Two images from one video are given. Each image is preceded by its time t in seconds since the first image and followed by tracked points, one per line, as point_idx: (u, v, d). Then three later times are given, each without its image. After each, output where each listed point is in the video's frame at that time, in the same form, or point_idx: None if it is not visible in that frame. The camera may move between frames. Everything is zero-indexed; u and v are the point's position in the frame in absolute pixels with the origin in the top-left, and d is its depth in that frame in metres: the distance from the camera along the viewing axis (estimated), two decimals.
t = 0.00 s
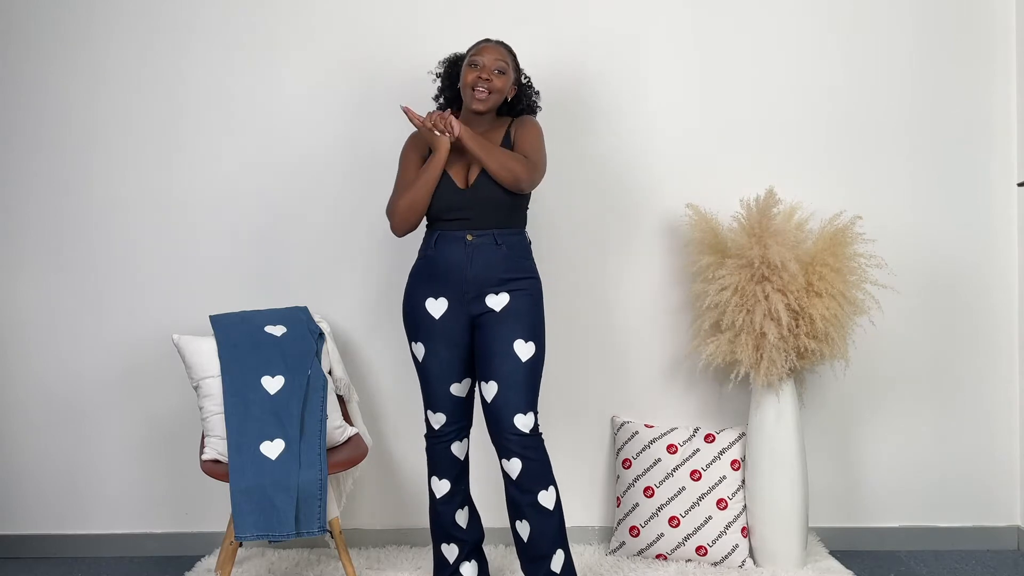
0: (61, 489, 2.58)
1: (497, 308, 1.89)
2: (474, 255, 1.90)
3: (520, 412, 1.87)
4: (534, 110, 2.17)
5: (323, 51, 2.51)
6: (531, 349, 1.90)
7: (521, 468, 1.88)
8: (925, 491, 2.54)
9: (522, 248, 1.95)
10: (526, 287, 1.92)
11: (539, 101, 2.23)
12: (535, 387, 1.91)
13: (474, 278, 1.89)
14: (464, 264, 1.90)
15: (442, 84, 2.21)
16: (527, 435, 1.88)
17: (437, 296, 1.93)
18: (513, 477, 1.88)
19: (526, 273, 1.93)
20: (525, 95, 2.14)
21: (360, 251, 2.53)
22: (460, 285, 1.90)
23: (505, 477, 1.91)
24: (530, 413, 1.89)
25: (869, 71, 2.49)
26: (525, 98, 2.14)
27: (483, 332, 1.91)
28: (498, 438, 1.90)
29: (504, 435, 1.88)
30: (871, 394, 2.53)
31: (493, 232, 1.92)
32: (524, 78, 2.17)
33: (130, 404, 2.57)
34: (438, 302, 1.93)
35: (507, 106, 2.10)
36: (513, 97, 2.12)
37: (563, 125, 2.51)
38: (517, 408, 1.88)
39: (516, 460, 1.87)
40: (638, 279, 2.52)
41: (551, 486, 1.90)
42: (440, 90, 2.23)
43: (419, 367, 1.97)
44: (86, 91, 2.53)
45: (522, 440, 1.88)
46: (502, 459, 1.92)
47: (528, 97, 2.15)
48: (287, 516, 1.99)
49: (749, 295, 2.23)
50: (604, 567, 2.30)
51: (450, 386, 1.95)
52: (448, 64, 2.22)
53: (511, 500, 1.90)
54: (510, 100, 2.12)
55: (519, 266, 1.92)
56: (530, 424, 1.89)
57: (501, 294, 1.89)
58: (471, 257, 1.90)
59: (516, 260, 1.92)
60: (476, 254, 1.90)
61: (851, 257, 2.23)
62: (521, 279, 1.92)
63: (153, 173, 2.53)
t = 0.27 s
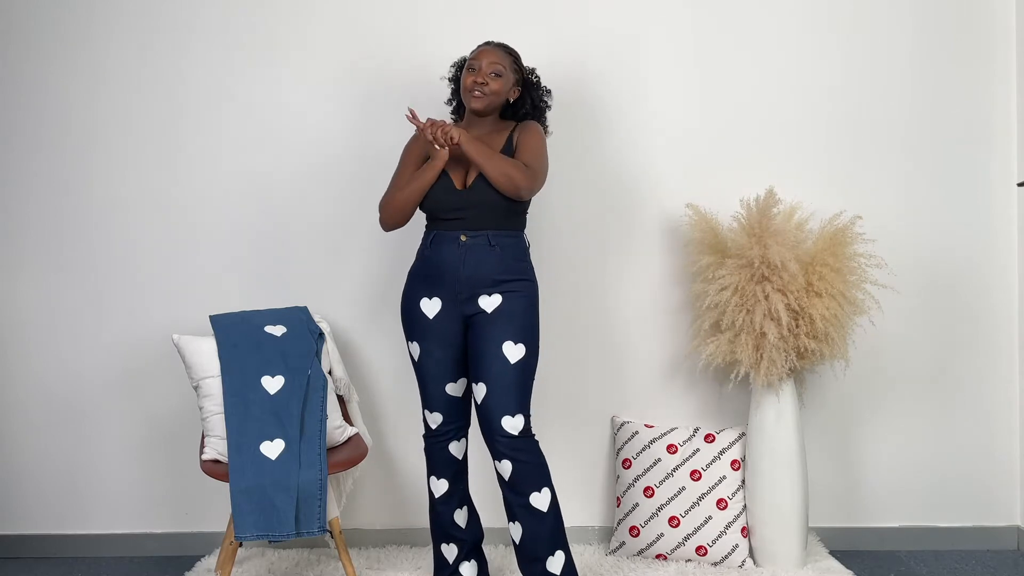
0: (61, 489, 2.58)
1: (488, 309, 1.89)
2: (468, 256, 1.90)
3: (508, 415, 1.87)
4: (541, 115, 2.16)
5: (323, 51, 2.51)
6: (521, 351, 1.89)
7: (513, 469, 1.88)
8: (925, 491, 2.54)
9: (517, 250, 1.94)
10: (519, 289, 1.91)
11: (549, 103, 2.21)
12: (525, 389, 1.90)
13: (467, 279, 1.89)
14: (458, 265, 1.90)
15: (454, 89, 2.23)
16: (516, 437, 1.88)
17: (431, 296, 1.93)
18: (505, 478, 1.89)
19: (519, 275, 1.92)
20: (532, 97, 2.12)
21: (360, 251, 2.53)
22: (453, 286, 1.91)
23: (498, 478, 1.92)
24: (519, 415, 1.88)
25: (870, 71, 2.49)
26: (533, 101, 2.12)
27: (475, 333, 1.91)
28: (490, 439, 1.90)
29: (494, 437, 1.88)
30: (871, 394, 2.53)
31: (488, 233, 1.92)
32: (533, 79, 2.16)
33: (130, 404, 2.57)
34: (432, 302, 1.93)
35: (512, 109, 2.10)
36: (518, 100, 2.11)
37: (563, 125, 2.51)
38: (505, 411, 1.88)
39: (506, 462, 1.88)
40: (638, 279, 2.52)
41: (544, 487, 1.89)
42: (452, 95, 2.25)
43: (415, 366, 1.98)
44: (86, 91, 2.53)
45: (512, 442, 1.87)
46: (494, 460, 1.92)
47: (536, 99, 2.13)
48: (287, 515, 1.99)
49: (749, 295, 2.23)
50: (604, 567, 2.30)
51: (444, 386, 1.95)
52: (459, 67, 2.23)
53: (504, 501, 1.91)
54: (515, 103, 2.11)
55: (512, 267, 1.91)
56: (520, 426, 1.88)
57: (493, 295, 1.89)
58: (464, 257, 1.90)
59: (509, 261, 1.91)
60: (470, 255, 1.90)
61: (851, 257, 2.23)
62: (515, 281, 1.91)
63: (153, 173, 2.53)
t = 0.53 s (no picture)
0: (61, 489, 2.58)
1: (493, 309, 1.89)
2: (473, 255, 1.90)
3: (514, 415, 1.87)
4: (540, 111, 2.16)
5: (323, 50, 2.51)
6: (526, 351, 1.89)
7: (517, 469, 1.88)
8: (924, 491, 2.54)
9: (520, 250, 1.94)
10: (523, 288, 1.91)
11: (546, 98, 2.22)
12: (530, 389, 1.91)
13: (471, 279, 1.89)
14: (461, 265, 1.90)
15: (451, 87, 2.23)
16: (522, 437, 1.88)
17: (435, 296, 1.93)
18: (509, 478, 1.89)
19: (523, 274, 1.92)
20: (529, 93, 2.13)
21: (360, 251, 2.53)
22: (457, 285, 1.91)
23: (502, 478, 1.92)
24: (526, 415, 1.89)
25: (870, 71, 2.49)
26: (530, 97, 2.13)
27: (479, 332, 1.91)
28: (494, 439, 1.90)
29: (499, 436, 1.88)
30: (871, 394, 2.53)
31: (491, 232, 1.92)
32: (529, 75, 2.16)
33: (130, 404, 2.57)
34: (436, 302, 1.93)
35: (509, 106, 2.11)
36: (516, 97, 2.12)
37: (563, 125, 2.51)
38: (511, 411, 1.88)
39: (511, 462, 1.88)
40: (638, 279, 2.52)
41: (548, 487, 1.89)
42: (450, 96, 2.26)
43: (418, 366, 1.98)
44: (86, 91, 2.53)
45: (517, 441, 1.88)
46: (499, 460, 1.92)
47: (533, 95, 2.14)
48: (287, 516, 2.00)
49: (749, 295, 2.23)
50: (604, 567, 2.30)
51: (448, 386, 1.95)
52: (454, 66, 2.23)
53: (507, 500, 1.91)
54: (513, 100, 2.12)
55: (515, 266, 1.91)
56: (526, 426, 1.89)
57: (498, 295, 1.89)
58: (469, 257, 1.90)
59: (513, 261, 1.92)
60: (474, 254, 1.90)
61: (850, 257, 2.23)
62: (518, 280, 1.91)
63: (153, 173, 2.53)
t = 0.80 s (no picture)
0: (61, 489, 2.58)
1: (496, 309, 1.89)
2: (476, 255, 1.91)
3: (517, 415, 1.87)
4: (535, 106, 2.15)
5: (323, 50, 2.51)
6: (530, 351, 1.90)
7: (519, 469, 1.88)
8: (925, 491, 2.54)
9: (522, 250, 1.95)
10: (526, 288, 1.92)
11: (540, 92, 2.21)
12: (532, 389, 1.91)
13: (474, 278, 1.90)
14: (465, 265, 1.90)
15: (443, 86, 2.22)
16: (525, 437, 1.88)
17: (437, 296, 1.93)
18: (511, 478, 1.89)
19: (525, 274, 1.93)
20: (523, 88, 2.12)
21: (360, 251, 2.53)
22: (460, 285, 1.91)
23: (504, 478, 1.91)
24: (529, 415, 1.89)
25: (870, 71, 2.49)
26: (524, 92, 2.12)
27: (482, 332, 1.91)
28: (496, 439, 1.90)
29: (501, 436, 1.89)
30: (871, 394, 2.53)
31: (494, 232, 1.92)
32: (522, 70, 2.15)
33: (130, 404, 2.57)
34: (438, 302, 1.93)
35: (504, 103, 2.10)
36: (510, 93, 2.11)
37: (563, 125, 2.51)
38: (514, 410, 1.88)
39: (514, 462, 1.88)
40: (638, 279, 2.52)
41: (549, 487, 1.89)
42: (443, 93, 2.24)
43: (420, 366, 1.98)
44: (86, 91, 2.53)
45: (519, 441, 1.88)
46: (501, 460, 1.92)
47: (527, 90, 2.13)
48: (287, 516, 2.00)
49: (749, 295, 2.23)
50: (604, 567, 2.30)
51: (450, 386, 1.95)
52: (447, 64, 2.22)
53: (509, 501, 1.91)
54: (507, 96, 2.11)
55: (518, 266, 1.92)
56: (529, 426, 1.89)
57: (501, 295, 1.90)
58: (472, 256, 1.90)
59: (516, 261, 1.92)
60: (478, 254, 1.91)
61: (850, 257, 2.23)
62: (521, 280, 1.91)
63: (153, 173, 2.53)
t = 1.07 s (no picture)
0: (61, 489, 2.58)
1: (503, 309, 1.90)
2: (481, 255, 1.91)
3: (523, 414, 1.87)
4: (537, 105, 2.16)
5: (323, 51, 2.51)
6: (535, 350, 1.90)
7: (523, 468, 1.88)
8: (924, 491, 2.54)
9: (526, 250, 1.96)
10: (532, 287, 1.93)
11: (541, 89, 2.21)
12: (537, 388, 1.91)
13: (481, 279, 1.90)
14: (471, 265, 1.90)
15: (443, 81, 2.20)
16: (531, 436, 1.88)
17: (441, 297, 1.92)
18: (515, 477, 1.89)
19: (530, 274, 1.93)
20: (526, 87, 2.12)
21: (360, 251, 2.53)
22: (465, 285, 1.91)
23: (507, 479, 1.91)
24: (534, 414, 1.89)
25: (869, 71, 2.49)
26: (527, 91, 2.12)
27: (487, 332, 1.91)
28: (499, 439, 1.90)
29: (505, 436, 1.89)
30: (871, 394, 2.53)
31: (498, 233, 1.93)
32: (524, 66, 2.15)
33: (130, 404, 2.57)
34: (443, 303, 1.92)
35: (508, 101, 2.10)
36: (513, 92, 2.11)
37: (563, 125, 2.51)
38: (520, 410, 1.88)
39: (518, 462, 1.88)
40: (638, 279, 2.52)
41: (553, 487, 1.89)
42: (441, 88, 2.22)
43: (421, 368, 1.97)
44: (85, 91, 2.53)
45: (524, 440, 1.88)
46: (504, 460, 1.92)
47: (529, 88, 2.13)
48: (287, 515, 2.00)
49: (749, 295, 2.23)
50: (604, 567, 2.31)
51: (451, 387, 1.94)
52: (448, 60, 2.20)
53: (513, 501, 1.91)
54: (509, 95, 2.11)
55: (523, 266, 1.93)
56: (533, 425, 1.89)
57: (506, 295, 1.90)
58: (479, 256, 1.91)
59: (521, 261, 1.93)
60: (483, 255, 1.91)
61: (850, 257, 2.23)
62: (525, 280, 1.92)
63: (153, 173, 2.53)
